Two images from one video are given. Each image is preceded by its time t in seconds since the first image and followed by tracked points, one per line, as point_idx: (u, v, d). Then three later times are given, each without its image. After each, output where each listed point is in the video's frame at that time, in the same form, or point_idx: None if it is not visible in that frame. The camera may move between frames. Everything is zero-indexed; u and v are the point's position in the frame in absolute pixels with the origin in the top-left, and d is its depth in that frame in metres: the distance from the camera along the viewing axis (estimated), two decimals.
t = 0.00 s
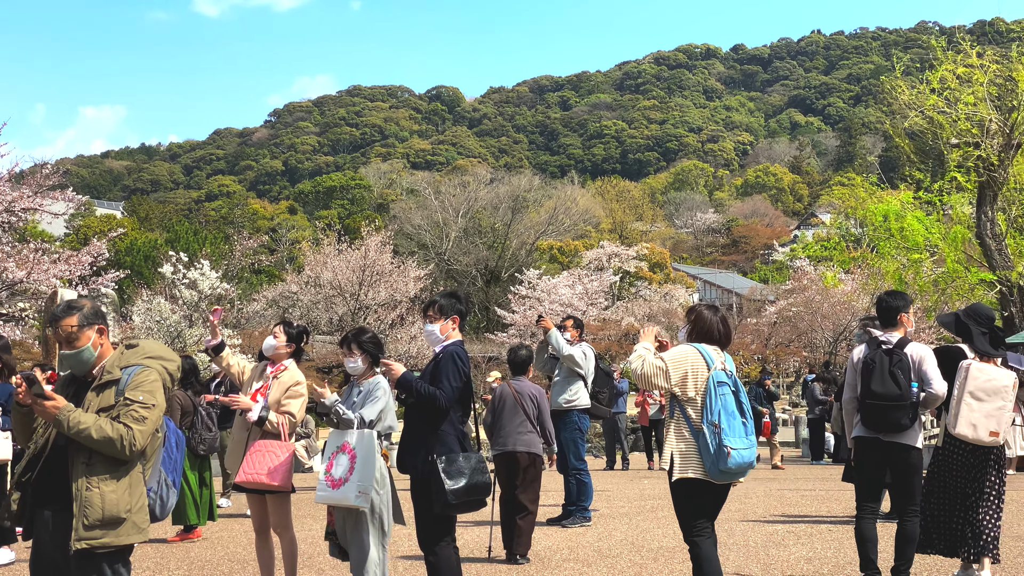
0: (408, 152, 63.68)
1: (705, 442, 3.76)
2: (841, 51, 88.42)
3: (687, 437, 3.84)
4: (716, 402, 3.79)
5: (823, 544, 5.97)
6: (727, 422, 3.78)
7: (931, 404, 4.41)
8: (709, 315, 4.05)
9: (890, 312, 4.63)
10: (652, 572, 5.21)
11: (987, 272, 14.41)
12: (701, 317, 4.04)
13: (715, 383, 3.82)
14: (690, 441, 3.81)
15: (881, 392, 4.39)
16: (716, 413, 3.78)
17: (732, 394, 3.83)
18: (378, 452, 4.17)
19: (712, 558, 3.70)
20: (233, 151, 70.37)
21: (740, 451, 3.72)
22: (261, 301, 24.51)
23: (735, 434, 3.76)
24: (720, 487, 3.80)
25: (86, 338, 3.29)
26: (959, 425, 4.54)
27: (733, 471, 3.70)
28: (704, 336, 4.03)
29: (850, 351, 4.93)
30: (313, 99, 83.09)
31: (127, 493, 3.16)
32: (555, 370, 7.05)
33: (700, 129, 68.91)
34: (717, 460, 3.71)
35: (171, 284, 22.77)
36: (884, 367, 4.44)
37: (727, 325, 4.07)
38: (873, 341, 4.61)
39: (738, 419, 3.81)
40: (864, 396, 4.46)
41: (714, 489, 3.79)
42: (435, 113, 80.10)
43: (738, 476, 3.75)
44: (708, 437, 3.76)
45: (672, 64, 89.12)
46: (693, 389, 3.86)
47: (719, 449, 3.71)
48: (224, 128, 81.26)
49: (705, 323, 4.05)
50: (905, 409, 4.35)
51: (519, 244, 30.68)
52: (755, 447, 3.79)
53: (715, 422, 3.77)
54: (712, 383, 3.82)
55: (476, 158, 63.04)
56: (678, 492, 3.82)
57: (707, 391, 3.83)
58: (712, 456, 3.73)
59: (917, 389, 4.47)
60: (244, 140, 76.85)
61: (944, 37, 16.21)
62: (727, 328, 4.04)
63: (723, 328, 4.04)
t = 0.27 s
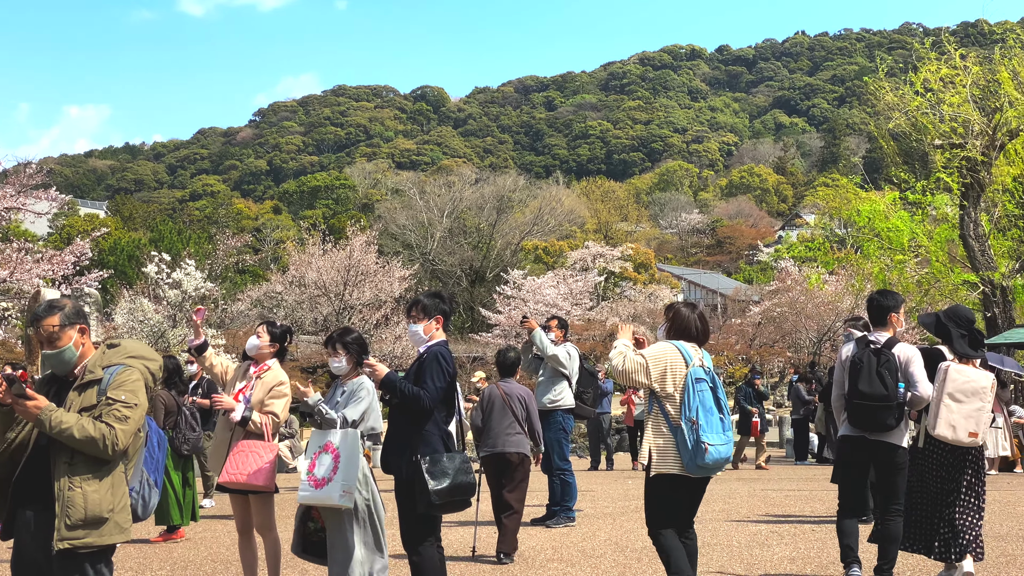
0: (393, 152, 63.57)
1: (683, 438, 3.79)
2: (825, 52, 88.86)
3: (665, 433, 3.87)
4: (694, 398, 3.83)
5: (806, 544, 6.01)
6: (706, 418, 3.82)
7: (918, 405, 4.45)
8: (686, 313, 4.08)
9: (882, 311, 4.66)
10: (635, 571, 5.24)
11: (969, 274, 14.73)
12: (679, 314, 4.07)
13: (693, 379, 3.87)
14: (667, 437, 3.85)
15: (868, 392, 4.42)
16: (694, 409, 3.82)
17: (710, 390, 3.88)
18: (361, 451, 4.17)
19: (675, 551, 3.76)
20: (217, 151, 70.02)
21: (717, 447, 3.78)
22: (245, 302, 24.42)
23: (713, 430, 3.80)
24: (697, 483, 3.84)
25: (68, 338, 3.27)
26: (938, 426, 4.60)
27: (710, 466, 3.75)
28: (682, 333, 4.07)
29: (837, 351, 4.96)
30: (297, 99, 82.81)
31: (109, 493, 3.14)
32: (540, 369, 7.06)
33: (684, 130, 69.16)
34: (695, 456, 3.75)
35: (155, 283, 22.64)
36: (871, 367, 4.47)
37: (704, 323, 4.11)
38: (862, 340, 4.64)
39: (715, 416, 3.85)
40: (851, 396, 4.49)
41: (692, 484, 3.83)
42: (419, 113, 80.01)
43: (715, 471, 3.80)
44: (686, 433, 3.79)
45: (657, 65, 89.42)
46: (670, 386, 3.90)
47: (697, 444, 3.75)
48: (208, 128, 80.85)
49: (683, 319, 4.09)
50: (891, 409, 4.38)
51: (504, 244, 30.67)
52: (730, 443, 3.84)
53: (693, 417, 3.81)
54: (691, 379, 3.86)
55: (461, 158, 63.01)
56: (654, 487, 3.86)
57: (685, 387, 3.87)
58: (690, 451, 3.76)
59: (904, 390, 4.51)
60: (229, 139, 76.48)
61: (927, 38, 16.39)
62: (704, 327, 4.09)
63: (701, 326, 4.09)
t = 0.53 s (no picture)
0: (379, 152, 63.45)
1: (663, 431, 3.88)
2: (810, 54, 89.26)
3: (645, 427, 3.95)
4: (674, 391, 3.92)
5: (790, 544, 6.05)
6: (685, 412, 3.92)
7: (903, 405, 4.48)
8: (663, 310, 4.18)
9: (870, 311, 4.69)
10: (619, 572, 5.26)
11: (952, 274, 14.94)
12: (656, 312, 4.16)
13: (672, 374, 3.96)
14: (647, 430, 3.92)
15: (853, 392, 4.46)
16: (674, 403, 3.91)
17: (688, 385, 3.98)
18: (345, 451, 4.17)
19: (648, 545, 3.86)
20: (201, 151, 69.65)
21: (697, 440, 3.86)
22: (230, 302, 24.32)
23: (692, 423, 3.91)
24: (677, 476, 3.93)
25: (50, 337, 3.26)
26: (920, 425, 4.65)
27: (691, 459, 3.84)
28: (660, 330, 4.16)
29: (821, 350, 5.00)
30: (282, 98, 82.51)
31: (92, 493, 3.13)
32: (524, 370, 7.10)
33: (670, 131, 69.48)
34: (677, 448, 3.83)
35: (139, 283, 22.51)
36: (858, 367, 4.51)
37: (681, 322, 4.20)
38: (849, 339, 4.68)
39: (694, 410, 3.94)
40: (836, 396, 4.53)
41: (670, 477, 3.92)
42: (405, 113, 79.87)
43: (695, 464, 3.88)
44: (667, 426, 3.87)
45: (643, 66, 89.72)
46: (649, 381, 4.00)
47: (678, 437, 3.84)
48: (192, 128, 80.42)
49: (660, 317, 4.18)
50: (875, 409, 4.43)
51: (489, 244, 30.65)
52: (710, 435, 3.94)
53: (673, 411, 3.90)
54: (670, 374, 3.96)
55: (446, 158, 62.97)
56: (632, 480, 3.93)
57: (664, 382, 3.96)
58: (672, 444, 3.85)
59: (889, 390, 4.54)
60: (213, 139, 76.10)
61: (911, 40, 16.54)
62: (680, 325, 4.18)
63: (678, 323, 4.19)
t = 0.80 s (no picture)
0: (364, 152, 63.32)
1: (638, 429, 3.95)
2: (795, 54, 89.71)
3: (620, 427, 4.03)
4: (648, 391, 4.01)
5: (773, 543, 6.11)
6: (660, 410, 4.00)
7: (889, 405, 4.52)
8: (639, 313, 4.29)
9: (856, 311, 4.72)
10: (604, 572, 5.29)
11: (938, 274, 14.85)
12: (633, 314, 4.27)
13: (647, 374, 4.05)
14: (622, 429, 4.00)
15: (836, 391, 4.50)
16: (649, 402, 4.00)
17: (662, 385, 4.07)
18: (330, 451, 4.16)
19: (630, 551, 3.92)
20: (186, 150, 69.26)
21: (673, 438, 3.95)
22: (215, 302, 24.22)
23: (667, 422, 3.99)
24: (652, 476, 4.00)
25: (33, 337, 3.25)
26: (905, 424, 4.69)
27: (667, 457, 3.92)
28: (636, 332, 4.26)
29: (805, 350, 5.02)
30: (268, 98, 82.18)
31: (76, 493, 3.12)
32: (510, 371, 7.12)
33: (656, 131, 69.73)
34: (652, 447, 3.91)
35: (123, 283, 22.38)
36: (842, 367, 4.55)
37: (655, 324, 4.30)
38: (834, 340, 4.71)
39: (668, 408, 4.03)
40: (820, 395, 4.57)
41: (646, 476, 3.99)
42: (390, 113, 79.73)
43: (670, 462, 3.97)
44: (641, 425, 3.95)
45: (628, 67, 89.98)
46: (625, 382, 4.08)
47: (653, 435, 3.91)
48: (178, 127, 80.00)
49: (636, 319, 4.29)
50: (858, 408, 4.46)
51: (475, 244, 30.65)
52: (686, 434, 4.02)
53: (648, 411, 3.98)
54: (645, 374, 4.05)
55: (432, 159, 62.91)
56: (604, 479, 4.02)
57: (640, 381, 4.05)
58: (647, 442, 3.92)
59: (874, 390, 4.56)
60: (198, 139, 75.73)
61: (896, 41, 16.69)
62: (655, 326, 4.28)
63: (653, 325, 4.28)
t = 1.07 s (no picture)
0: (350, 152, 63.15)
1: (610, 433, 4.00)
2: (780, 55, 90.08)
3: (592, 431, 4.08)
4: (620, 395, 4.05)
5: (759, 544, 6.14)
6: (631, 414, 4.04)
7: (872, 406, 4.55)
8: (612, 319, 4.33)
9: (841, 313, 4.76)
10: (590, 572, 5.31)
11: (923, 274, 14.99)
12: (606, 320, 4.32)
13: (619, 378, 4.09)
14: (594, 433, 4.05)
15: (821, 391, 4.55)
16: (621, 406, 4.04)
17: (634, 388, 4.11)
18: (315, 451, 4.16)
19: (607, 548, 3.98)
20: (172, 150, 68.86)
21: (644, 441, 4.00)
22: (200, 302, 24.12)
23: (639, 425, 4.03)
24: (626, 477, 4.04)
25: (17, 338, 3.23)
26: (892, 423, 4.72)
27: (638, 460, 3.97)
28: (610, 336, 4.30)
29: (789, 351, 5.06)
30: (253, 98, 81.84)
31: (59, 494, 3.11)
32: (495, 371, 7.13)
33: (642, 132, 69.92)
34: (623, 450, 3.96)
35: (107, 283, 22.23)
36: (827, 367, 4.59)
37: (629, 327, 4.34)
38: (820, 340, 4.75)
39: (640, 412, 4.07)
40: (804, 395, 4.60)
41: (619, 479, 4.04)
42: (377, 113, 79.56)
43: (644, 465, 4.02)
44: (613, 429, 4.00)
45: (615, 67, 90.20)
46: (598, 387, 4.12)
47: (625, 439, 3.96)
48: (163, 127, 79.55)
49: (610, 324, 4.34)
50: (842, 408, 4.50)
51: (461, 245, 30.63)
52: (657, 436, 4.08)
53: (620, 415, 4.02)
54: (617, 379, 4.09)
55: (418, 159, 62.84)
56: (577, 483, 4.08)
57: (612, 386, 4.09)
58: (618, 446, 3.97)
59: (858, 391, 4.60)
60: (183, 139, 75.33)
61: (882, 42, 16.82)
62: (629, 330, 4.32)
63: (626, 328, 4.32)
